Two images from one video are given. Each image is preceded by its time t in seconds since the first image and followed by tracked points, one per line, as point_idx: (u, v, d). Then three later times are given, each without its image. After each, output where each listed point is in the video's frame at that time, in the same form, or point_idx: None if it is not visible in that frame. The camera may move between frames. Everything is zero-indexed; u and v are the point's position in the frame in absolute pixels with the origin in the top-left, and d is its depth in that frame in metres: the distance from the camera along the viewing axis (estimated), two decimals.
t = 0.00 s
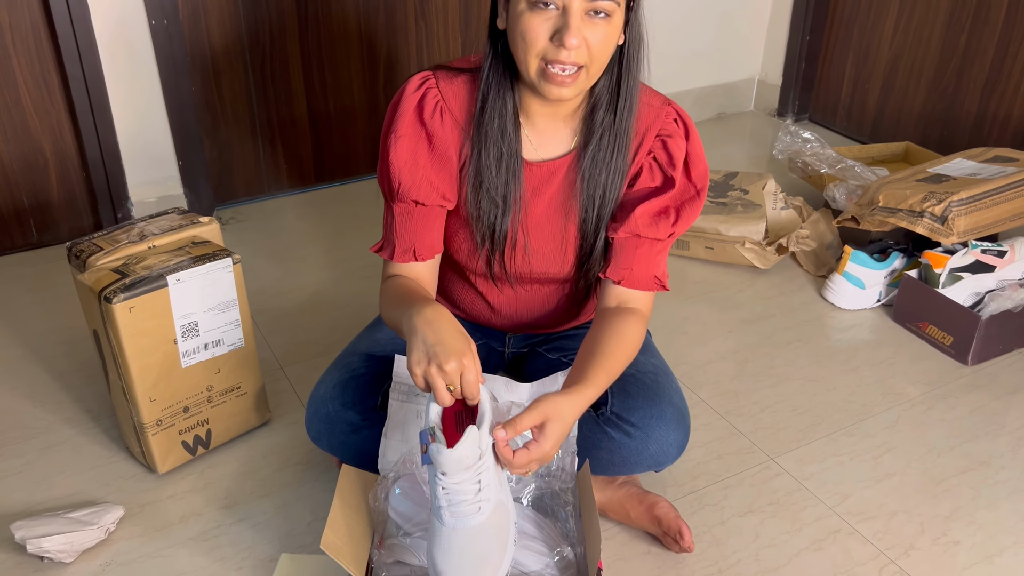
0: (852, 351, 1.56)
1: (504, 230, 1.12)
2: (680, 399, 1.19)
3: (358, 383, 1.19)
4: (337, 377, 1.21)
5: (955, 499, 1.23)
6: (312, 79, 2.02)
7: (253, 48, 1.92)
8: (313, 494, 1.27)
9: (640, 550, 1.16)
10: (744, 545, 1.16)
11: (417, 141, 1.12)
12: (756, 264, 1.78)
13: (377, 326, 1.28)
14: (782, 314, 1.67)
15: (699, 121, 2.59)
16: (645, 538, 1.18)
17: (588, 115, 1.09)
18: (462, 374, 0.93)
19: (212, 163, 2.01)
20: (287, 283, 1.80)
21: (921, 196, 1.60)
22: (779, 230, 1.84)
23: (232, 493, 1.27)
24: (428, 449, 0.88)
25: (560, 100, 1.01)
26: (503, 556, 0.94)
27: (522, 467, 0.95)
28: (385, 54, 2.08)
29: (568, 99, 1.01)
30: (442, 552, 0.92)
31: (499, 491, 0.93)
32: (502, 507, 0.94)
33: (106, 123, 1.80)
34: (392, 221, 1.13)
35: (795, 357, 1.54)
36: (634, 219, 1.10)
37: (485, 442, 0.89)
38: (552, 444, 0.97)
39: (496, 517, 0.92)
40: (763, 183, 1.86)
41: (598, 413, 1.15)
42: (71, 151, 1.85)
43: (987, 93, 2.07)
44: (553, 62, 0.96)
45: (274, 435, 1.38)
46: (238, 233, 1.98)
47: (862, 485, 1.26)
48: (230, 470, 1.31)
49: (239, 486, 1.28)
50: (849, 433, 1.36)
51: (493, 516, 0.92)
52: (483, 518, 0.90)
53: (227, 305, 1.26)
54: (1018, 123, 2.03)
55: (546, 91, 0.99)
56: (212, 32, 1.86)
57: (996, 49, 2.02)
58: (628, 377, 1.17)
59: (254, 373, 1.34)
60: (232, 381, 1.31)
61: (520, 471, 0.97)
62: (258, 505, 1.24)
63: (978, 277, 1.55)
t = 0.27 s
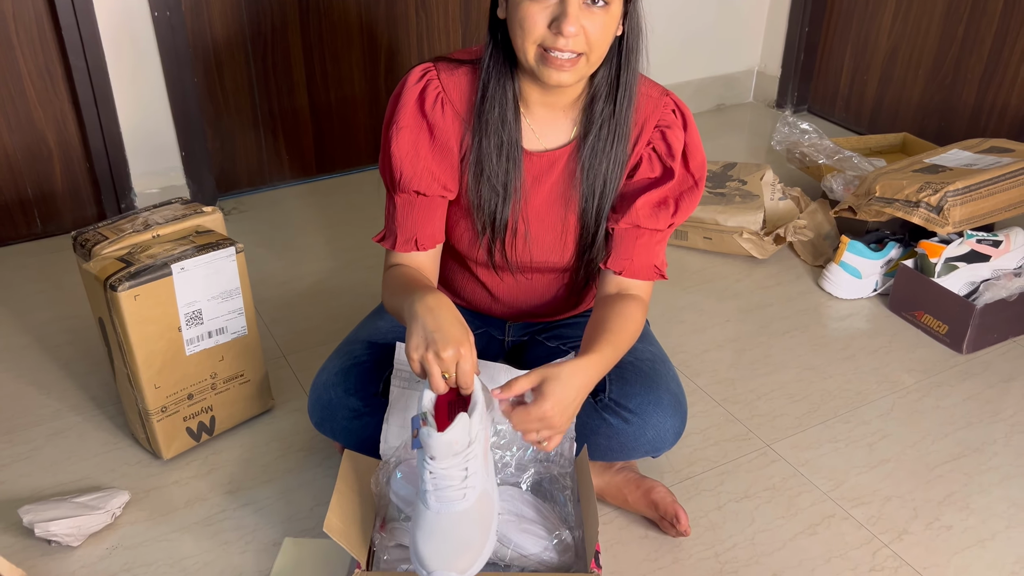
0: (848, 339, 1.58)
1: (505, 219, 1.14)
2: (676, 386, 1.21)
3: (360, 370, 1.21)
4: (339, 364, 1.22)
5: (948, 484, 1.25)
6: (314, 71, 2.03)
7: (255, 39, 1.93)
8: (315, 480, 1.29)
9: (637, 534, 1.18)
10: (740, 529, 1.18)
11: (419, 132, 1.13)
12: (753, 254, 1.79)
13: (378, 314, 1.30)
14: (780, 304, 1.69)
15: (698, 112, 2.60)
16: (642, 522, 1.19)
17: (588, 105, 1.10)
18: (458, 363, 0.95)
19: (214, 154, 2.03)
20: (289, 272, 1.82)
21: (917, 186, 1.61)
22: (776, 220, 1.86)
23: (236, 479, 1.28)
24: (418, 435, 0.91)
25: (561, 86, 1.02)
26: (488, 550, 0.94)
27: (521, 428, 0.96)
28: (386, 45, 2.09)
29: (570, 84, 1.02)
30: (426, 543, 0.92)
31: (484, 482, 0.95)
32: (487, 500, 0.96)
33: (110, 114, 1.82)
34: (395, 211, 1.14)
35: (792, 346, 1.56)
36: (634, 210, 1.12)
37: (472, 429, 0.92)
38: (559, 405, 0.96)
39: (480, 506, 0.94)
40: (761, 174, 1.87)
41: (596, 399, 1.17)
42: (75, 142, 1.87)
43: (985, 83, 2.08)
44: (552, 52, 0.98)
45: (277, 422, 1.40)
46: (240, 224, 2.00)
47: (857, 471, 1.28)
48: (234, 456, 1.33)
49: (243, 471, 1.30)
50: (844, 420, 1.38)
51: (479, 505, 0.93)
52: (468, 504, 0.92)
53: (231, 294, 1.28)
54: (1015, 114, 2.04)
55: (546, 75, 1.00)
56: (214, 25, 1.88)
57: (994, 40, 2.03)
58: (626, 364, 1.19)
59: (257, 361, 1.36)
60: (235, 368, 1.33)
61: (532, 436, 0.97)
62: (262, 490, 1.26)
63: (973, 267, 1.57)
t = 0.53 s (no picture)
0: (848, 327, 1.58)
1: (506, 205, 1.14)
2: (677, 373, 1.22)
3: (362, 357, 1.22)
4: (341, 351, 1.23)
5: (947, 471, 1.26)
6: (315, 59, 2.03)
7: (256, 27, 1.93)
8: (318, 465, 1.30)
9: (637, 520, 1.19)
10: (739, 515, 1.18)
11: (420, 119, 1.13)
12: (754, 242, 1.79)
13: (380, 301, 1.30)
14: (780, 292, 1.69)
15: (700, 101, 2.60)
16: (642, 508, 1.20)
17: (588, 90, 1.10)
18: (460, 345, 0.95)
19: (216, 143, 2.03)
20: (291, 260, 1.82)
21: (918, 174, 1.61)
22: (777, 208, 1.86)
23: (238, 465, 1.29)
24: (426, 416, 0.91)
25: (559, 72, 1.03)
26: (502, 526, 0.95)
27: (543, 384, 0.94)
28: (387, 33, 2.09)
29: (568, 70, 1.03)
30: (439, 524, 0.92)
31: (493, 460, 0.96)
32: (497, 477, 0.97)
33: (112, 103, 1.82)
34: (397, 198, 1.15)
35: (792, 333, 1.57)
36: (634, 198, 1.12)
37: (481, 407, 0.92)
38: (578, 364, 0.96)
39: (492, 483, 0.94)
40: (762, 162, 1.87)
41: (595, 386, 1.18)
42: (77, 130, 1.87)
43: (986, 72, 2.08)
44: (551, 39, 0.98)
45: (279, 409, 1.41)
46: (242, 212, 2.00)
47: (856, 457, 1.29)
48: (237, 442, 1.34)
49: (246, 457, 1.31)
50: (844, 407, 1.39)
51: (490, 483, 0.94)
52: (480, 483, 0.93)
53: (233, 281, 1.28)
54: (1017, 102, 2.04)
55: (545, 61, 1.01)
56: (216, 14, 1.88)
57: (996, 27, 2.03)
58: (625, 351, 1.19)
59: (260, 348, 1.37)
60: (238, 355, 1.34)
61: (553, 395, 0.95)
62: (264, 476, 1.27)
63: (973, 255, 1.57)
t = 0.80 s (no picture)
0: (853, 319, 1.57)
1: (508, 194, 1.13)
2: (679, 365, 1.21)
3: (364, 348, 1.21)
4: (343, 342, 1.22)
5: (951, 463, 1.25)
6: (317, 49, 2.02)
7: (257, 18, 1.92)
8: (319, 457, 1.29)
9: (639, 512, 1.18)
10: (743, 508, 1.18)
11: (418, 107, 1.13)
12: (758, 234, 1.78)
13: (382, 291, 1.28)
14: (784, 284, 1.68)
15: (703, 92, 2.59)
16: (645, 500, 1.20)
17: (591, 77, 1.09)
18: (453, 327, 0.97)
19: (218, 133, 2.02)
20: (292, 252, 1.81)
21: (924, 164, 1.60)
22: (782, 199, 1.85)
23: (239, 457, 1.29)
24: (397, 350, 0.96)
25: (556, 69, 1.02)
26: (500, 423, 0.95)
27: (528, 310, 0.97)
28: (389, 23, 2.07)
29: (566, 67, 1.02)
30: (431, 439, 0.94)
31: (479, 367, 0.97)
32: (489, 383, 0.97)
33: (112, 93, 1.82)
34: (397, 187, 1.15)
35: (796, 325, 1.56)
36: (654, 195, 1.13)
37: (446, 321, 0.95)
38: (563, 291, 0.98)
39: (480, 389, 0.95)
40: (767, 153, 1.86)
41: (598, 378, 1.16)
42: (77, 121, 1.86)
43: (993, 61, 2.06)
44: (545, 34, 0.96)
45: (280, 400, 1.41)
46: (244, 203, 1.99)
47: (860, 450, 1.28)
48: (238, 434, 1.33)
49: (247, 449, 1.30)
50: (848, 399, 1.38)
51: (475, 385, 0.95)
52: (462, 387, 0.94)
53: (234, 273, 1.27)
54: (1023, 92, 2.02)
55: (544, 58, 1.00)
56: (217, 4, 1.86)
57: (1003, 17, 2.01)
58: (629, 342, 1.18)
59: (261, 340, 1.36)
60: (239, 346, 1.33)
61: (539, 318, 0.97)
62: (266, 468, 1.27)
63: (979, 246, 1.57)
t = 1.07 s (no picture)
0: (858, 315, 1.56)
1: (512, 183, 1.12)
2: (684, 361, 1.20)
3: (366, 344, 1.19)
4: (344, 337, 1.20)
5: (958, 461, 1.24)
6: (318, 41, 2.00)
7: (257, 10, 1.90)
8: (320, 454, 1.28)
9: (643, 510, 1.17)
10: (747, 506, 1.17)
11: (420, 96, 1.11)
12: (763, 229, 1.77)
13: (384, 288, 1.27)
14: (788, 279, 1.67)
15: (707, 85, 2.57)
16: (649, 498, 1.19)
17: (596, 66, 1.08)
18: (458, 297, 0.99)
19: (218, 127, 2.01)
20: (293, 246, 1.80)
21: (930, 159, 1.59)
22: (786, 194, 1.84)
23: (240, 453, 1.28)
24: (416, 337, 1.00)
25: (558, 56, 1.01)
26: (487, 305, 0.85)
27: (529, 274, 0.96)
28: (390, 16, 2.05)
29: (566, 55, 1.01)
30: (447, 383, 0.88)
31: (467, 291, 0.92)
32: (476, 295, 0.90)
33: (112, 87, 1.80)
34: (400, 177, 1.14)
35: (800, 321, 1.55)
36: (670, 189, 1.13)
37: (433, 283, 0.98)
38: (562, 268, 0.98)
39: (463, 300, 0.90)
40: (771, 147, 1.85)
41: (602, 374, 1.15)
42: (77, 115, 1.85)
43: (999, 55, 2.04)
44: (547, 22, 0.95)
45: (281, 396, 1.40)
46: (245, 197, 1.98)
47: (866, 447, 1.27)
48: (238, 430, 1.33)
49: (247, 446, 1.29)
50: (853, 396, 1.37)
51: (460, 300, 0.90)
52: (446, 308, 0.90)
53: (234, 268, 1.26)
54: None
55: (544, 47, 0.98)
56: None
57: (1010, 9, 1.99)
58: (632, 339, 1.17)
59: (261, 335, 1.35)
60: (239, 342, 1.32)
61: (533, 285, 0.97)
62: (266, 465, 1.26)
63: (986, 241, 1.55)
